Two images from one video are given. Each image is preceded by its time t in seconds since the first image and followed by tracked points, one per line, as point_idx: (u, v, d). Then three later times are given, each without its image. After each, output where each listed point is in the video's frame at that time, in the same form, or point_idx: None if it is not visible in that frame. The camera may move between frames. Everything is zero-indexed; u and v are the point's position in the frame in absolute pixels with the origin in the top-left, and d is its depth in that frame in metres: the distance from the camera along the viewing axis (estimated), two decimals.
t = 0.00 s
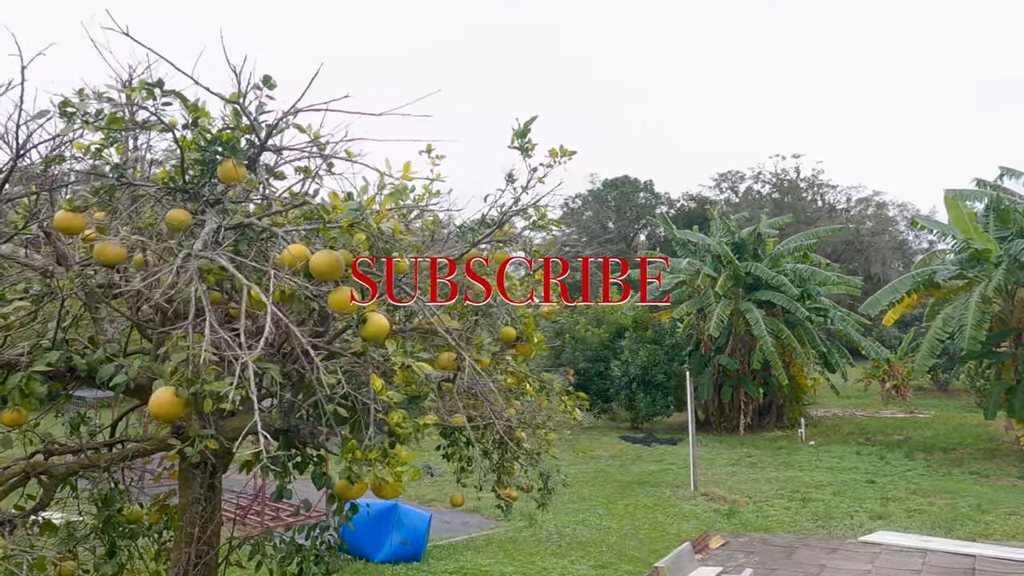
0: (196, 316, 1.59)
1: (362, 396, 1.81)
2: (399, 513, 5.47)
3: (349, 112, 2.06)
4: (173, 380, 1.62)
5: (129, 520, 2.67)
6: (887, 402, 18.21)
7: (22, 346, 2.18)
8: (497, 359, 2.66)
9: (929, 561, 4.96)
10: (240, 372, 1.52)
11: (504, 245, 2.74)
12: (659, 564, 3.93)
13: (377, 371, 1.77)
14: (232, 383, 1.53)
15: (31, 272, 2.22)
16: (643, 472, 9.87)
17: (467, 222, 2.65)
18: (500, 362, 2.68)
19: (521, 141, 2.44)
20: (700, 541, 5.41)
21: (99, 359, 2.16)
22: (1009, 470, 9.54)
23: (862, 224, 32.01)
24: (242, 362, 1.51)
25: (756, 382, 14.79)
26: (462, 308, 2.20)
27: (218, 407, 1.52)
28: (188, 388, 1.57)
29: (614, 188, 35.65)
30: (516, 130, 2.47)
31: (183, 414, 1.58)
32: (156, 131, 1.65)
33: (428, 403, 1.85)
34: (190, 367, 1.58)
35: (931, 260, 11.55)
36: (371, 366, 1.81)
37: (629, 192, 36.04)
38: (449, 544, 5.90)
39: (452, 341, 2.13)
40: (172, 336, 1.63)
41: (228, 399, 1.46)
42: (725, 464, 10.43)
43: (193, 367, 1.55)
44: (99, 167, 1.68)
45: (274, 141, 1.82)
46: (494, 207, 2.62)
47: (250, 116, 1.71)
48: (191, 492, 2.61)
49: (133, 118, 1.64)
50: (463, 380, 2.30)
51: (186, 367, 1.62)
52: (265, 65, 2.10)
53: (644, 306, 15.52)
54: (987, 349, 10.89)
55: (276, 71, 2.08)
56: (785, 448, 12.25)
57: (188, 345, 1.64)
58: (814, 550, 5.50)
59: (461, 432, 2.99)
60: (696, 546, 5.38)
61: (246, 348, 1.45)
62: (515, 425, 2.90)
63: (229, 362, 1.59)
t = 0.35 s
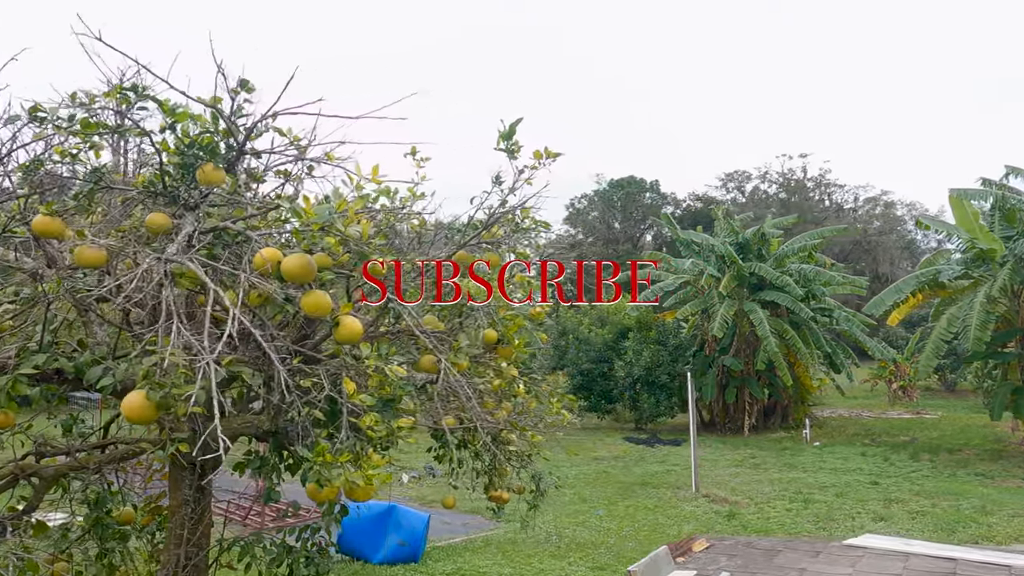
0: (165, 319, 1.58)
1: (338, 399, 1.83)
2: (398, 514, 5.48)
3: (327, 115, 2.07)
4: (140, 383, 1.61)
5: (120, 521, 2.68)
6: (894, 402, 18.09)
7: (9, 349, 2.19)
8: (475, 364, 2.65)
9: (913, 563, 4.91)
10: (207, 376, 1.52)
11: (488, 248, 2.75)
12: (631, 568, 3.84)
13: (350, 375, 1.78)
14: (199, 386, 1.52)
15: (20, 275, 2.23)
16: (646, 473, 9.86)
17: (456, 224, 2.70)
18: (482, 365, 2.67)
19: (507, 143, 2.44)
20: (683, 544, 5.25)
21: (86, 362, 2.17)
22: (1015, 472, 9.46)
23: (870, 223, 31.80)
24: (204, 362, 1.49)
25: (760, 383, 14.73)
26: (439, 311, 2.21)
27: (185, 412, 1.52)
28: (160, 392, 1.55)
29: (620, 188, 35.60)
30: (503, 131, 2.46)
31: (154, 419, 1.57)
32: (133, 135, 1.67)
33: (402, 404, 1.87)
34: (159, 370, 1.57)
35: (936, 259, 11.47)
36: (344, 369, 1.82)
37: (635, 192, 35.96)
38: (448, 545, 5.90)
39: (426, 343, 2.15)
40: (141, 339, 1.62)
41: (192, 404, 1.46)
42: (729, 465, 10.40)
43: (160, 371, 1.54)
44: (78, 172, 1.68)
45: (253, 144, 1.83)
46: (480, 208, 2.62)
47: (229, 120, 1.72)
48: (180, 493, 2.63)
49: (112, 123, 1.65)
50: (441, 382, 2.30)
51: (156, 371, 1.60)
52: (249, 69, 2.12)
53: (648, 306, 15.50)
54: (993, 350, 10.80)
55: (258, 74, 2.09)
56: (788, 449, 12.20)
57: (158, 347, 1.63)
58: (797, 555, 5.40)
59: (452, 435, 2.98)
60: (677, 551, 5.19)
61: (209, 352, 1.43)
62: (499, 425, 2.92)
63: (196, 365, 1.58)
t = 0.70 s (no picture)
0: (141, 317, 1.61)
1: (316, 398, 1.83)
2: (402, 514, 5.50)
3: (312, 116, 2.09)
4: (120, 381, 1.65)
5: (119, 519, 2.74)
6: (910, 403, 17.86)
7: (6, 349, 2.22)
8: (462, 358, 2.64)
9: (901, 563, 4.82)
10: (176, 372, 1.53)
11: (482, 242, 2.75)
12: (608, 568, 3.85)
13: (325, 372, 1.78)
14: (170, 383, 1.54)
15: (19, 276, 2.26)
16: (655, 474, 9.82)
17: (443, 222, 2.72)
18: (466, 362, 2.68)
19: (498, 142, 2.45)
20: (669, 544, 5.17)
21: (80, 361, 2.19)
22: None
23: (886, 223, 31.42)
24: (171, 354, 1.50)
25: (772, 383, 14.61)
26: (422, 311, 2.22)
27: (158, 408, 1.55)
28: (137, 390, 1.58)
29: (633, 188, 35.49)
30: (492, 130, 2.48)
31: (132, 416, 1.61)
32: (118, 136, 1.70)
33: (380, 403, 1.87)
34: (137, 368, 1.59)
35: (950, 258, 11.32)
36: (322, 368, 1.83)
37: (648, 191, 35.82)
38: (452, 545, 5.92)
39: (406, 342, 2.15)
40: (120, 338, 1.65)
41: (162, 400, 1.48)
42: (739, 466, 10.33)
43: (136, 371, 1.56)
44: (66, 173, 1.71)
45: (237, 145, 1.85)
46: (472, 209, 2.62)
47: (211, 122, 1.74)
48: (176, 492, 2.66)
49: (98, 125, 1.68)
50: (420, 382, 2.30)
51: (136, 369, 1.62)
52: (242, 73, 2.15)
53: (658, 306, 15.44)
54: (1009, 350, 10.64)
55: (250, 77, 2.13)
56: (800, 449, 12.10)
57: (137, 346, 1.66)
58: (783, 555, 5.30)
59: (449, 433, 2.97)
60: (662, 550, 5.07)
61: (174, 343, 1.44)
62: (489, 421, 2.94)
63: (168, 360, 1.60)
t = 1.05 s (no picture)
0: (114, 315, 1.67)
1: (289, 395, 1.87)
2: (406, 512, 5.55)
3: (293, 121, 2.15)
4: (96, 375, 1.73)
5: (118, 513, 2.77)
6: (927, 404, 17.63)
7: (4, 347, 2.28)
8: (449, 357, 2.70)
9: (858, 560, 4.82)
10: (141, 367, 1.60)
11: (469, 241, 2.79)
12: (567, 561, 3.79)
13: (295, 372, 1.81)
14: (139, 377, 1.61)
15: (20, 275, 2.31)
16: (663, 474, 9.80)
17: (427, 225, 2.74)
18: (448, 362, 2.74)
19: (483, 144, 2.47)
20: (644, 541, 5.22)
21: (76, 359, 2.24)
22: None
23: (906, 222, 31.01)
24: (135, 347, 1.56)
25: (785, 383, 14.51)
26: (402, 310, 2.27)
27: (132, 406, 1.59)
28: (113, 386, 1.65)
29: (649, 188, 35.36)
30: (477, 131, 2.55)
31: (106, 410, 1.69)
32: (104, 140, 1.77)
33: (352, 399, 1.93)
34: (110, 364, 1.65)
35: (965, 257, 11.18)
36: (296, 366, 1.87)
37: (663, 191, 35.64)
38: (455, 543, 5.97)
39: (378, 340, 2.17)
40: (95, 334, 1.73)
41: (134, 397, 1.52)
42: (749, 466, 10.28)
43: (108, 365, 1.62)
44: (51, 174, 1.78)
45: (218, 149, 1.92)
46: (461, 209, 2.66)
47: (192, 127, 1.82)
48: (172, 487, 2.72)
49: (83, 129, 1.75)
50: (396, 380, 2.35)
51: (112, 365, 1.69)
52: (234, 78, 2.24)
53: (670, 306, 15.39)
54: None
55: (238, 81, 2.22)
56: (812, 450, 12.00)
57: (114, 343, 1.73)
58: (754, 552, 5.26)
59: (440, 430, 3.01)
60: (637, 547, 5.18)
61: (137, 337, 1.51)
62: (478, 417, 3.01)
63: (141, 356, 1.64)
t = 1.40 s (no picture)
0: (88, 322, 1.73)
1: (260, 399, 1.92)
2: (407, 511, 5.62)
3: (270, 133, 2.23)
4: (70, 381, 1.82)
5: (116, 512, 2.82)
6: (941, 405, 17.42)
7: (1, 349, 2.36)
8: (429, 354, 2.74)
9: (827, 560, 4.85)
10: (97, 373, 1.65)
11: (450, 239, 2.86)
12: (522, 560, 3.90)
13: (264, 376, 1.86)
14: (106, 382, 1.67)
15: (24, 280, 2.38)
16: (670, 474, 9.79)
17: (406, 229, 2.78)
18: (421, 366, 2.79)
19: (463, 149, 2.52)
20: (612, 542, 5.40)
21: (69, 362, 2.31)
22: None
23: (924, 219, 30.62)
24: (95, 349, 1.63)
25: (796, 383, 14.42)
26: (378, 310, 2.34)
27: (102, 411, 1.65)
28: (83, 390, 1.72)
29: (663, 186, 35.21)
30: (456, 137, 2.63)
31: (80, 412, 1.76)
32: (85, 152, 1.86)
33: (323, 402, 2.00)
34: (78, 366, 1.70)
35: (977, 256, 11.04)
36: (263, 369, 1.92)
37: (677, 189, 35.46)
38: (457, 542, 6.02)
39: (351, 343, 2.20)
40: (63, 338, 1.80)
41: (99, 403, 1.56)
42: (756, 466, 10.24)
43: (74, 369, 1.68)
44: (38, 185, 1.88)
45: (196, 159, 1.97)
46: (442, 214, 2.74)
47: (169, 137, 1.88)
48: (164, 485, 2.78)
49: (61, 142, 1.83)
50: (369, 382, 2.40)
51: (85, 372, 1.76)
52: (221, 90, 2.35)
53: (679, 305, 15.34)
54: None
55: (222, 93, 2.32)
56: (822, 450, 11.92)
57: (84, 349, 1.80)
58: (718, 551, 5.37)
59: (429, 430, 3.06)
60: (606, 546, 5.42)
61: (99, 341, 1.58)
62: (468, 418, 3.05)
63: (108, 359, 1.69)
